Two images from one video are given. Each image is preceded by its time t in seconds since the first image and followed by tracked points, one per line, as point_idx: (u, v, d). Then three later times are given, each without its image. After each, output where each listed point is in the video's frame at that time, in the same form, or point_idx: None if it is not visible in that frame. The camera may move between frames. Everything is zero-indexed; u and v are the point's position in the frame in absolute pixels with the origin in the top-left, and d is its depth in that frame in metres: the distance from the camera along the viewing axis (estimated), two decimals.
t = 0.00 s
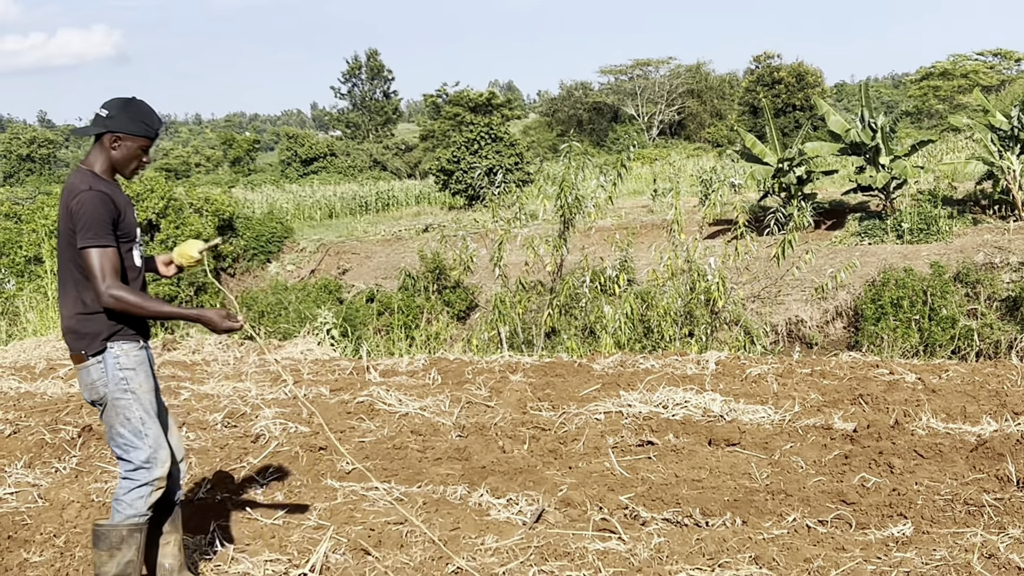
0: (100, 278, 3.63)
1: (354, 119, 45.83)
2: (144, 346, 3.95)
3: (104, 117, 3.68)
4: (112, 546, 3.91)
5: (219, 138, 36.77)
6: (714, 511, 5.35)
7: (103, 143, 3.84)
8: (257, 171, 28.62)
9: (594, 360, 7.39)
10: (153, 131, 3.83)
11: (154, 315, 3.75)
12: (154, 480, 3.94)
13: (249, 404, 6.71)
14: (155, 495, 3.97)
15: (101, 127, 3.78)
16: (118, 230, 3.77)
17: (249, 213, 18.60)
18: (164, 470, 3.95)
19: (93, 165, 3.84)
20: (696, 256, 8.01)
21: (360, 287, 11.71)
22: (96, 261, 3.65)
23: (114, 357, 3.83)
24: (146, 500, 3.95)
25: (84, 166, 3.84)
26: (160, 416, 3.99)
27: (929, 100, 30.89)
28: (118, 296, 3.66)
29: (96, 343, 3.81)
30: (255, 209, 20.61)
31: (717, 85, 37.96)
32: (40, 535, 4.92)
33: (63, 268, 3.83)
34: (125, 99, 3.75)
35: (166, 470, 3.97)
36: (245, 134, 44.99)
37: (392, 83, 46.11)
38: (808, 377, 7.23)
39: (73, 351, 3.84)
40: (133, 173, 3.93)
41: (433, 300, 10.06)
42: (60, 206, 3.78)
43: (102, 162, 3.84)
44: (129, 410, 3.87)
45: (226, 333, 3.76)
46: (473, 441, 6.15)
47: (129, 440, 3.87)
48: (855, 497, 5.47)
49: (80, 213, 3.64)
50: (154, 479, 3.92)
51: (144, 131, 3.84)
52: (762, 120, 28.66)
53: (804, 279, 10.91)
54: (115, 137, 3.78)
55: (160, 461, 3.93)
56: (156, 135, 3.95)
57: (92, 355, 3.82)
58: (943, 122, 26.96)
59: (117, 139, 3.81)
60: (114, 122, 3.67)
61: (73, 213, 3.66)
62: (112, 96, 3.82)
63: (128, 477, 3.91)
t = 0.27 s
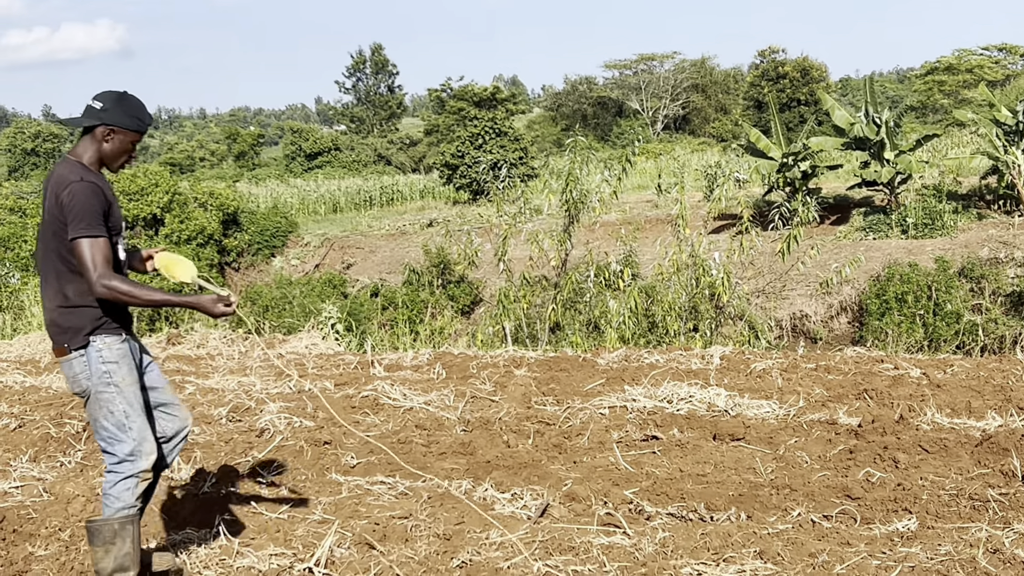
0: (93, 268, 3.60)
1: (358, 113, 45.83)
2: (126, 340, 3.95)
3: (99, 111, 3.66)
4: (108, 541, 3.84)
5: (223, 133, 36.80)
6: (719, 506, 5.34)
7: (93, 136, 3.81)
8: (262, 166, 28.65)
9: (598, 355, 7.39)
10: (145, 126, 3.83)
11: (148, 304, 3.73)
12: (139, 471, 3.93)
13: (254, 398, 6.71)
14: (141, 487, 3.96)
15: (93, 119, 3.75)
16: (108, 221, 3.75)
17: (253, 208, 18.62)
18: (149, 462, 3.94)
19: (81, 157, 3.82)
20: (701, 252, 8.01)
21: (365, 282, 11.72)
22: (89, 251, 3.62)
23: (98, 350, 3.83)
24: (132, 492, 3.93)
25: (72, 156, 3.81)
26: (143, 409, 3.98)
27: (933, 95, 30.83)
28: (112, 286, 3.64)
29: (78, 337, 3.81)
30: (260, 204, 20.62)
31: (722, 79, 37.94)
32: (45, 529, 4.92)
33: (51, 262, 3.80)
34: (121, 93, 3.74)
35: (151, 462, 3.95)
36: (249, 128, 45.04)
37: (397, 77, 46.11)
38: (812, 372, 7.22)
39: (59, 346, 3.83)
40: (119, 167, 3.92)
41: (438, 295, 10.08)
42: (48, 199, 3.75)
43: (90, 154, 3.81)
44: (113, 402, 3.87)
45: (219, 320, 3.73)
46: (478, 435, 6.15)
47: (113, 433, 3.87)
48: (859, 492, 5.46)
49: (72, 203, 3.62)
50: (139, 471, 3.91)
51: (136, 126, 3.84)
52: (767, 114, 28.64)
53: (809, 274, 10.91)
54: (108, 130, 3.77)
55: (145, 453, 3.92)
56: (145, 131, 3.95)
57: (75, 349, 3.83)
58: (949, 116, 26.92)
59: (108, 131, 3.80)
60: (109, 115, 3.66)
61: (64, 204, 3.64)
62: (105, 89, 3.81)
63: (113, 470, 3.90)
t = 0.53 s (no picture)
0: (73, 261, 3.60)
1: (360, 107, 45.83)
2: (117, 334, 3.95)
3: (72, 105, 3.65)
4: (105, 534, 3.92)
5: (225, 128, 36.81)
6: (720, 500, 5.34)
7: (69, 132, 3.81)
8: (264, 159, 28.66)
9: (599, 350, 7.40)
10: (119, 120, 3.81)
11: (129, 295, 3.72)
12: (137, 464, 3.93)
13: (255, 392, 6.72)
14: (139, 479, 3.97)
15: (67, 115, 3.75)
16: (88, 215, 3.75)
17: (254, 201, 18.63)
18: (146, 454, 3.95)
19: (59, 154, 3.82)
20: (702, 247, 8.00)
21: (367, 276, 11.72)
22: (67, 244, 3.62)
23: (91, 345, 3.82)
24: (129, 485, 3.95)
25: (52, 155, 3.81)
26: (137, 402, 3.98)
27: (935, 89, 30.82)
28: (92, 278, 3.63)
29: (72, 332, 3.79)
30: (261, 198, 20.63)
31: (724, 74, 37.93)
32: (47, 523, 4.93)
33: (35, 259, 3.80)
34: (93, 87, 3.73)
35: (148, 454, 3.96)
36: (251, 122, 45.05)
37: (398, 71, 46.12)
38: (814, 366, 7.22)
39: (49, 342, 3.81)
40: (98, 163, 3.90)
41: (440, 289, 10.09)
42: (28, 196, 3.76)
43: (68, 150, 3.81)
44: (109, 396, 3.85)
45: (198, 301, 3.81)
46: (479, 429, 6.15)
47: (109, 426, 3.85)
48: (861, 486, 5.46)
49: (50, 197, 3.62)
50: (137, 463, 3.92)
51: (110, 120, 3.81)
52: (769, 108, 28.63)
53: (811, 268, 10.91)
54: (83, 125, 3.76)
55: (142, 446, 3.93)
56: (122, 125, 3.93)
57: (68, 344, 3.79)
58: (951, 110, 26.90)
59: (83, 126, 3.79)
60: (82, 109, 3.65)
61: (42, 199, 3.64)
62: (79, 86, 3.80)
63: (110, 463, 3.89)
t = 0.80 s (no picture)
0: (40, 252, 3.60)
1: (358, 101, 45.81)
2: (85, 331, 3.95)
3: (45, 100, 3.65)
4: (93, 525, 3.94)
5: (223, 121, 36.77)
6: (719, 493, 5.35)
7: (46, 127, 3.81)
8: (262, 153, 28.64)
9: (598, 343, 7.41)
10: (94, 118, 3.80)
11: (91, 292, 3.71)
12: (111, 455, 3.96)
13: (254, 386, 6.72)
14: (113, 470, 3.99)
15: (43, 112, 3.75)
16: (61, 208, 3.74)
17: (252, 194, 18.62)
18: (119, 446, 3.99)
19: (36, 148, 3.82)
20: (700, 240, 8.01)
21: (365, 269, 11.72)
22: (36, 235, 3.62)
23: (59, 340, 3.81)
24: (105, 475, 3.97)
25: (27, 148, 3.81)
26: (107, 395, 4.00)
27: (934, 83, 30.83)
28: (56, 270, 3.63)
29: (40, 326, 3.78)
30: (260, 191, 20.62)
31: (722, 67, 37.97)
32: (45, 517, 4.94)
33: (7, 248, 3.80)
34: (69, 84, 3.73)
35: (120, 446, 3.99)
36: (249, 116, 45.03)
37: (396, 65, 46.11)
38: (812, 360, 7.23)
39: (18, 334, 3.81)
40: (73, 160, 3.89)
41: (439, 282, 10.10)
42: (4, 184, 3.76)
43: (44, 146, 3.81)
44: (80, 391, 3.85)
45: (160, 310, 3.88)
46: (478, 422, 6.15)
47: (82, 420, 3.86)
48: (860, 479, 5.46)
49: (25, 187, 3.62)
50: (111, 455, 3.95)
51: (85, 119, 3.81)
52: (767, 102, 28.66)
53: (809, 262, 10.93)
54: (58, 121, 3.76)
55: (115, 438, 3.96)
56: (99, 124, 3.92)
57: (38, 340, 3.79)
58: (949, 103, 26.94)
59: (60, 122, 3.79)
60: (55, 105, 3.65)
61: (18, 188, 3.65)
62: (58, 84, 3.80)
63: (84, 457, 3.89)
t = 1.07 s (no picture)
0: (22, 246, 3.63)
1: (354, 94, 45.81)
2: (64, 319, 3.97)
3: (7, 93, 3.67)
4: (59, 511, 3.93)
5: (219, 115, 36.72)
6: (714, 487, 5.35)
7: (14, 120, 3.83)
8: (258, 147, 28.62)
9: (594, 337, 7.41)
10: (59, 104, 3.81)
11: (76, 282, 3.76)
12: (93, 440, 3.96)
13: (250, 379, 6.72)
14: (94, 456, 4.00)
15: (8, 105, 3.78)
16: (35, 200, 3.77)
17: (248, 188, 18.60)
18: (101, 431, 4.00)
19: (8, 143, 3.84)
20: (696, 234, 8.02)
21: (361, 263, 11.71)
22: (16, 230, 3.64)
23: (38, 330, 3.83)
24: (86, 460, 3.97)
25: None
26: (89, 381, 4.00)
27: (930, 76, 30.87)
28: (43, 263, 3.67)
29: (17, 318, 3.81)
30: (255, 186, 20.60)
31: (717, 61, 38.02)
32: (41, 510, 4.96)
33: None
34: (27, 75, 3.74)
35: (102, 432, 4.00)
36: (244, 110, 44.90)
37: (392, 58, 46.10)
38: (808, 353, 7.25)
39: None
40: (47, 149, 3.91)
41: (434, 277, 10.12)
42: None
43: (15, 140, 3.83)
44: (60, 378, 3.87)
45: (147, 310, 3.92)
46: (474, 416, 6.15)
47: (63, 406, 3.87)
48: (855, 472, 5.47)
49: None
50: (93, 440, 3.95)
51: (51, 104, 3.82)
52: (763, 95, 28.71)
53: (805, 255, 10.94)
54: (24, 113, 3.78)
55: (97, 423, 3.96)
56: (67, 110, 3.93)
57: (16, 330, 3.82)
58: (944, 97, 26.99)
59: (26, 113, 3.81)
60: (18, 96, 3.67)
61: None
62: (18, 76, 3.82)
63: (67, 443, 3.91)
